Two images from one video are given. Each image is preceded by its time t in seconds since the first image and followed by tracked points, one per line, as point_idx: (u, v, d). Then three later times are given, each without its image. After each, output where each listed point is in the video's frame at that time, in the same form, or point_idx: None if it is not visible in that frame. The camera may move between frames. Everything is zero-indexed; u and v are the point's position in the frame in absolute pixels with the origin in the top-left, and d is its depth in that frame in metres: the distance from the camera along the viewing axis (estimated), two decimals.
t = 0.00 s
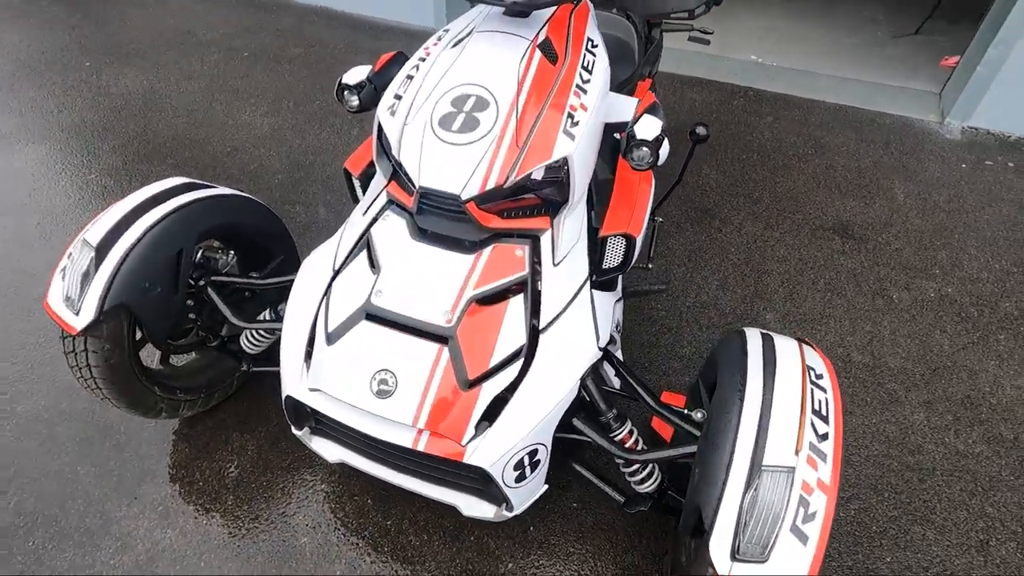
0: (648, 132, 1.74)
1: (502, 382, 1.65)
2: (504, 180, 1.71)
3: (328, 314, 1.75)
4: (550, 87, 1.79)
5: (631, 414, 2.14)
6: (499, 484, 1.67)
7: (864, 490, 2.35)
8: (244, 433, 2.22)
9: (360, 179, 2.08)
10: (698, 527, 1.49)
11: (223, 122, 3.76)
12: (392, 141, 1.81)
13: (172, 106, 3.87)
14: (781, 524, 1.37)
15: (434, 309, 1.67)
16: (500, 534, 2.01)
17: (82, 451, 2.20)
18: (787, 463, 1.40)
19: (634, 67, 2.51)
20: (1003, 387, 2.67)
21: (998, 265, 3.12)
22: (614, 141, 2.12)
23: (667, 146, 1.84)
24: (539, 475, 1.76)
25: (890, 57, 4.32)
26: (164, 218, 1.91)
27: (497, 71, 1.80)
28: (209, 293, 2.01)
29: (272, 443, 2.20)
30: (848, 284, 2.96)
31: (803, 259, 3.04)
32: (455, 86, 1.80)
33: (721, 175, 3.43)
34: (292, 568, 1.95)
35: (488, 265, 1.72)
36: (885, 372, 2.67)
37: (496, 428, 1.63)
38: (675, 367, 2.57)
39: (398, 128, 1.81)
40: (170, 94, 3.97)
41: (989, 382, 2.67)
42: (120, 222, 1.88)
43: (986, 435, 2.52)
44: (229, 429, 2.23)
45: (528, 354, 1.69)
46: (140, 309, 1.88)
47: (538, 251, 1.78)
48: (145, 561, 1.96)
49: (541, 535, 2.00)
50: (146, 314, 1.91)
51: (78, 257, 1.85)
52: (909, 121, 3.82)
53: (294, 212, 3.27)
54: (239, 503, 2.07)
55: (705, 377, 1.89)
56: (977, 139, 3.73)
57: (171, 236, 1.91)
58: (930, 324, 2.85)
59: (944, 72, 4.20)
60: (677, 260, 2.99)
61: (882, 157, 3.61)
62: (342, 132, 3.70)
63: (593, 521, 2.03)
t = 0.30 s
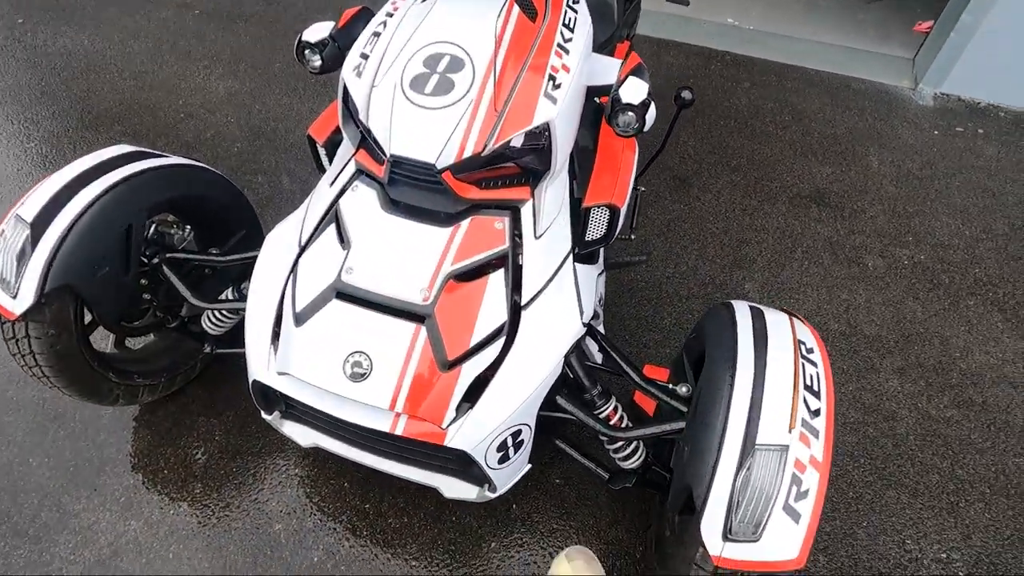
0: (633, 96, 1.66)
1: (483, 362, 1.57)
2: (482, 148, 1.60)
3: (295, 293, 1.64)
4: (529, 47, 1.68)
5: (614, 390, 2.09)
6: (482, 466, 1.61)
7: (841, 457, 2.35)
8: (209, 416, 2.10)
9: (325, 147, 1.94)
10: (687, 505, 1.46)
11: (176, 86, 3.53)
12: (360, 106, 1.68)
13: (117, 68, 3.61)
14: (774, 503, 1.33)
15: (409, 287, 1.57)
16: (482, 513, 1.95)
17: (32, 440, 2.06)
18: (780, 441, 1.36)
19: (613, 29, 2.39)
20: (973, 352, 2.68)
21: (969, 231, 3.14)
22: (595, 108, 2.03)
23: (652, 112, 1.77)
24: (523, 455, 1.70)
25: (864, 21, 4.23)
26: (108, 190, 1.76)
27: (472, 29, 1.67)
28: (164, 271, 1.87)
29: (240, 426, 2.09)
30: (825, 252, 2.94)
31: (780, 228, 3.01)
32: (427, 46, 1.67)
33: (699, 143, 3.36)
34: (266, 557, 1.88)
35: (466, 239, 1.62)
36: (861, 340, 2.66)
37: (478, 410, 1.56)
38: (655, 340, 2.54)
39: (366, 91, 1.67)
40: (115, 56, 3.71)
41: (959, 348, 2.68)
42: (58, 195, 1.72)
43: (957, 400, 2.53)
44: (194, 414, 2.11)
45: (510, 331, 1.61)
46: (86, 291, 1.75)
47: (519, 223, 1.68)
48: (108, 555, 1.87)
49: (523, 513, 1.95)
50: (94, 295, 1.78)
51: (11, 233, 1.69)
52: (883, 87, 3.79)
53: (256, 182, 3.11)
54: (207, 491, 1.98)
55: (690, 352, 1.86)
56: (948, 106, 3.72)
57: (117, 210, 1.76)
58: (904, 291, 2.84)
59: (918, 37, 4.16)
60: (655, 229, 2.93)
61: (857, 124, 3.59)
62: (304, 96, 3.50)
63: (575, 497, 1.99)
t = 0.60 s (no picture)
0: (624, 77, 1.64)
1: (474, 346, 1.57)
2: (471, 129, 1.57)
3: (282, 279, 1.61)
4: (518, 25, 1.64)
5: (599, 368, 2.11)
6: (474, 449, 1.62)
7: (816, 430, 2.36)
8: (192, 401, 2.07)
9: (307, 127, 1.88)
10: (675, 482, 1.41)
11: (142, 57, 3.39)
12: (343, 85, 1.62)
13: (76, 37, 3.44)
14: (761, 484, 1.28)
15: (399, 272, 1.55)
16: (473, 492, 1.97)
17: (8, 429, 2.02)
18: (767, 422, 1.31)
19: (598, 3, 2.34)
20: (941, 326, 2.72)
21: (940, 208, 3.21)
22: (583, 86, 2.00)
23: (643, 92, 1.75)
24: (514, 437, 1.72)
25: None
26: (78, 173, 1.68)
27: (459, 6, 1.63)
28: (141, 256, 1.83)
29: (224, 412, 2.07)
30: (803, 229, 2.98)
31: (759, 206, 3.04)
32: (413, 23, 1.62)
33: (680, 119, 3.36)
34: (258, 541, 1.89)
35: (456, 222, 1.60)
36: (836, 315, 2.68)
37: (470, 394, 1.56)
38: (639, 319, 2.57)
39: (350, 69, 1.62)
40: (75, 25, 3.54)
41: (929, 322, 2.71)
42: (25, 179, 1.64)
43: (926, 371, 2.54)
44: (177, 400, 2.07)
45: (501, 315, 1.61)
46: (60, 278, 1.69)
47: (508, 205, 1.66)
48: (95, 544, 1.87)
49: (513, 491, 1.98)
50: (68, 282, 1.72)
51: None
52: (861, 63, 3.82)
53: (231, 160, 3.03)
54: (195, 478, 1.97)
55: (676, 332, 1.88)
56: (923, 83, 3.77)
57: (89, 194, 1.69)
58: (877, 267, 2.89)
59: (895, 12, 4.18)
60: (637, 207, 2.94)
61: (834, 100, 3.62)
62: (277, 68, 3.39)
63: (565, 474, 2.02)
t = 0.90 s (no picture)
0: (612, 53, 1.63)
1: (462, 322, 1.57)
2: (458, 103, 1.56)
3: (266, 255, 1.59)
4: None
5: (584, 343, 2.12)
6: (463, 423, 1.63)
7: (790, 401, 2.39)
8: (173, 379, 2.05)
9: (288, 100, 1.83)
10: (659, 452, 1.44)
11: (108, 24, 3.26)
12: (327, 57, 1.59)
13: (36, 2, 3.29)
14: (742, 451, 1.31)
15: (387, 248, 1.54)
16: (460, 466, 1.99)
17: None
18: (750, 392, 1.34)
19: None
20: (912, 301, 2.79)
21: (914, 186, 3.28)
22: (568, 62, 1.98)
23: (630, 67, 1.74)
24: (500, 411, 1.73)
25: None
26: (51, 145, 1.63)
27: None
28: (118, 231, 1.78)
29: (207, 389, 2.05)
30: (781, 207, 3.02)
31: (740, 183, 3.07)
32: None
33: (663, 95, 3.36)
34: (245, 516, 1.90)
35: (443, 198, 1.59)
36: (813, 292, 2.74)
37: (459, 369, 1.57)
38: (623, 295, 2.59)
39: (333, 40, 1.59)
40: None
41: (901, 298, 2.79)
42: None
43: (897, 345, 2.61)
44: (158, 378, 2.05)
45: (488, 291, 1.61)
46: (34, 254, 1.64)
47: (495, 181, 1.66)
48: (80, 522, 1.86)
49: (499, 464, 2.01)
50: (43, 258, 1.67)
51: None
52: (841, 41, 3.85)
53: (206, 133, 2.95)
54: (180, 456, 1.96)
55: (660, 307, 1.90)
56: (900, 62, 3.82)
57: (62, 167, 1.64)
58: (852, 245, 2.95)
59: None
60: (620, 184, 2.94)
61: (814, 79, 3.65)
62: (252, 37, 3.29)
63: (550, 448, 2.05)
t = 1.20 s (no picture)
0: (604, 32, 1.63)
1: (455, 301, 1.59)
2: (451, 82, 1.55)
3: (258, 234, 1.58)
4: None
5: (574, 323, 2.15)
6: (456, 400, 1.65)
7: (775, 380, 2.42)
8: (163, 359, 2.04)
9: (277, 78, 1.80)
10: (649, 427, 1.47)
11: None
12: (318, 34, 1.58)
13: None
14: (729, 424, 1.34)
15: (380, 227, 1.54)
16: (452, 444, 2.02)
17: None
18: (737, 367, 1.37)
19: None
20: (894, 283, 2.85)
21: (898, 170, 3.33)
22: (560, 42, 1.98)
23: (622, 47, 1.75)
24: (492, 390, 1.75)
25: None
26: (36, 121, 1.59)
27: None
28: (105, 209, 1.76)
29: (198, 370, 2.04)
30: (768, 191, 3.06)
31: (728, 166, 3.09)
32: None
33: (652, 78, 3.37)
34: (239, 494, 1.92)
35: (435, 178, 1.60)
36: (799, 274, 2.79)
37: (451, 347, 1.58)
38: (612, 277, 2.62)
39: (324, 17, 1.57)
40: None
41: (883, 280, 2.84)
42: None
43: (878, 326, 2.67)
44: (149, 358, 2.04)
45: (481, 270, 1.62)
46: (19, 232, 1.61)
47: (488, 161, 1.66)
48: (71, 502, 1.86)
49: (491, 442, 2.03)
50: (28, 237, 1.64)
51: None
52: (829, 26, 3.93)
53: (192, 113, 2.91)
54: (173, 436, 1.97)
55: (650, 287, 1.93)
56: (886, 48, 3.92)
57: (48, 144, 1.61)
58: (837, 228, 2.99)
59: None
60: (610, 167, 2.95)
61: (802, 64, 3.69)
62: (238, 15, 3.24)
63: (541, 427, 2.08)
